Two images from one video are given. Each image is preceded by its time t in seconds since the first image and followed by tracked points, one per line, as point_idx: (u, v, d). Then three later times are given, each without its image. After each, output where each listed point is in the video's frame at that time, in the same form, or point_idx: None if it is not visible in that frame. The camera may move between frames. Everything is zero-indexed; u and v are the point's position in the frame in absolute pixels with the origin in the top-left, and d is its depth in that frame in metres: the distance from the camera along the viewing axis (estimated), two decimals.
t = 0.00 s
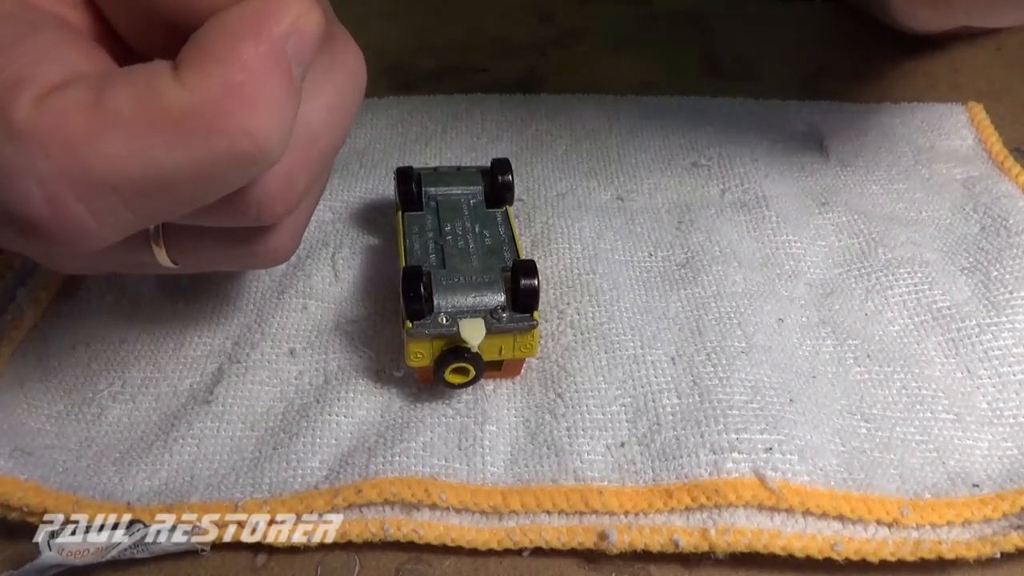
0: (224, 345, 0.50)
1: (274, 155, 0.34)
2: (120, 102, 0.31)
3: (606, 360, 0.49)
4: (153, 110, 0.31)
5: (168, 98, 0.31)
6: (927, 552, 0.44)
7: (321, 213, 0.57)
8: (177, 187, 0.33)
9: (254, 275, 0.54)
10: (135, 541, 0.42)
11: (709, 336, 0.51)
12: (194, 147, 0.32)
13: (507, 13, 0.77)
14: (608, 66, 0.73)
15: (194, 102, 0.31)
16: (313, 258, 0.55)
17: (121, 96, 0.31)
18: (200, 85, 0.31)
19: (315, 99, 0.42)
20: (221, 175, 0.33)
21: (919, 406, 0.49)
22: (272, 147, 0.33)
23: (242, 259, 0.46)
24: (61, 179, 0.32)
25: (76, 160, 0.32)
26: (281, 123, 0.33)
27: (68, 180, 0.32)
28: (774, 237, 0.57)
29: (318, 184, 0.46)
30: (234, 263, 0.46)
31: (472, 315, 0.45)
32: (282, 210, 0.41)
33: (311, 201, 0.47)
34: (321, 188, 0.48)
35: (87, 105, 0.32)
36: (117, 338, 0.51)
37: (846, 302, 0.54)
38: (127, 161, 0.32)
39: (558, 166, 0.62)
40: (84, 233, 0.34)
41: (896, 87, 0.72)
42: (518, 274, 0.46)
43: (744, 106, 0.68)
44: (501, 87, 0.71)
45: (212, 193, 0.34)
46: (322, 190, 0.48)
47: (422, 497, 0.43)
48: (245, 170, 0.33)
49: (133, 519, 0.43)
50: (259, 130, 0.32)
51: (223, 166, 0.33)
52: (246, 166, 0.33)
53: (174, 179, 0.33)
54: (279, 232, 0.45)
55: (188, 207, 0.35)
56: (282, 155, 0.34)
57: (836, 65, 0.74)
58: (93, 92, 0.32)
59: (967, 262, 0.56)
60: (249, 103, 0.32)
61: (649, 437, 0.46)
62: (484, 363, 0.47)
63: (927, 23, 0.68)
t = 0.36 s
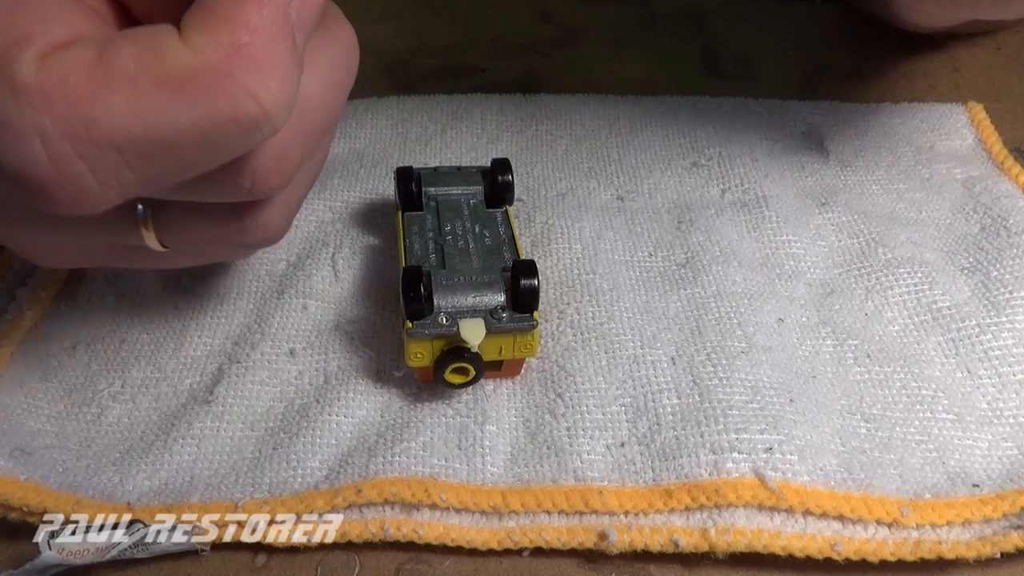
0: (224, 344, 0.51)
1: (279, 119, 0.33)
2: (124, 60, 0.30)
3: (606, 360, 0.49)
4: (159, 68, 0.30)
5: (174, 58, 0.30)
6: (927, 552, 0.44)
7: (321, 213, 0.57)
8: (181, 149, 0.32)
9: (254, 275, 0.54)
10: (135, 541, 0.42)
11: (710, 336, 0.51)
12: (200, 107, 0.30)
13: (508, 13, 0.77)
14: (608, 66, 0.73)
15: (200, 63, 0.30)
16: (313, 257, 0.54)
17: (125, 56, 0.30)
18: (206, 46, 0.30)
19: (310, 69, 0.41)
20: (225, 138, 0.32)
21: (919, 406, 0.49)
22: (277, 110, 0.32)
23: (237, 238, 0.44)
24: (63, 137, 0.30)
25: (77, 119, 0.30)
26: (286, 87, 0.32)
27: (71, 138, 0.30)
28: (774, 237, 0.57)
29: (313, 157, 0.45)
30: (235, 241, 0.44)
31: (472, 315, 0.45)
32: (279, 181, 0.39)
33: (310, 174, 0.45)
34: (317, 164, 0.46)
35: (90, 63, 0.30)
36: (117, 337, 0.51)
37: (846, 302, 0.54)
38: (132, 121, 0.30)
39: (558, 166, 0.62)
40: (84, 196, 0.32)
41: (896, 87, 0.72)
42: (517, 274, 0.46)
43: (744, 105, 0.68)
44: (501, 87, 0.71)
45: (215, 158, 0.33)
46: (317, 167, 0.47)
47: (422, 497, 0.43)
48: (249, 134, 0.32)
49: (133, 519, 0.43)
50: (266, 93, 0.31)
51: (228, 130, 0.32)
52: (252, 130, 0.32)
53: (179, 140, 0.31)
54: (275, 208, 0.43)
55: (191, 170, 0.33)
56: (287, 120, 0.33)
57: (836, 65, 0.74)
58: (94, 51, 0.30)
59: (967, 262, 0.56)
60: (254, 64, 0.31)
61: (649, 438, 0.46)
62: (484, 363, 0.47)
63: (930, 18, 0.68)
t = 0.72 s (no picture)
0: (224, 345, 0.51)
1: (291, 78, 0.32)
2: None
3: (606, 360, 0.49)
4: None
5: None
6: (927, 552, 0.44)
7: (321, 213, 0.57)
8: (191, 74, 0.30)
9: (254, 275, 0.54)
10: (136, 541, 0.42)
11: (709, 336, 0.51)
12: (231, 30, 0.30)
13: (508, 13, 0.77)
14: (608, 66, 0.73)
15: None
16: (313, 257, 0.54)
17: None
18: None
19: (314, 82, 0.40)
20: (232, 78, 0.31)
21: (919, 406, 0.49)
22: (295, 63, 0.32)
23: (169, 240, 0.41)
24: (83, 23, 0.27)
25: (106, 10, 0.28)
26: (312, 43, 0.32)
27: (93, 25, 0.28)
28: (774, 237, 0.57)
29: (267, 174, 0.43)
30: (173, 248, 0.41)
31: (472, 315, 0.45)
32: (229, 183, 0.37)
33: (261, 197, 0.43)
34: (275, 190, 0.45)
35: None
36: (117, 338, 0.51)
37: (846, 302, 0.54)
38: (155, 29, 0.29)
39: (558, 166, 0.62)
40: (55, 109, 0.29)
41: (896, 87, 0.72)
42: (517, 274, 0.46)
43: (744, 105, 0.68)
44: (500, 87, 0.71)
45: (207, 101, 0.31)
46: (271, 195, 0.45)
47: (422, 497, 0.43)
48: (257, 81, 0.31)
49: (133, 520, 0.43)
50: (292, 39, 0.31)
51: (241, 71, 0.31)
52: (264, 78, 0.31)
53: (194, 64, 0.30)
54: (218, 216, 0.41)
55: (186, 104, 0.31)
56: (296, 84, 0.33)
57: (836, 65, 0.74)
58: None
59: (968, 262, 0.56)
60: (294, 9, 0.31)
61: (649, 438, 0.46)
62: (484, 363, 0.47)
63: (930, 16, 0.68)
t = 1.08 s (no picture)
0: (224, 344, 0.51)
1: (327, 95, 0.34)
2: None
3: (606, 360, 0.49)
4: None
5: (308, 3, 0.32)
6: (927, 552, 0.44)
7: (321, 213, 0.57)
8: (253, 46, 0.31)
9: (254, 275, 0.54)
10: (135, 540, 0.42)
11: (709, 336, 0.51)
12: (301, 27, 0.32)
13: (508, 13, 0.77)
14: (608, 66, 0.73)
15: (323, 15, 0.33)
16: (313, 257, 0.54)
17: None
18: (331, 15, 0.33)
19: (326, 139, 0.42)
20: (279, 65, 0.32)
21: (918, 406, 0.49)
22: (335, 79, 0.34)
23: (113, 218, 0.38)
24: None
25: None
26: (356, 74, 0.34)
27: None
28: (774, 237, 0.57)
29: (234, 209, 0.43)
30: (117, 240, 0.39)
31: (472, 315, 0.45)
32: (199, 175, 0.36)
33: (218, 231, 0.43)
34: (238, 236, 0.45)
35: None
36: (117, 337, 0.51)
37: (845, 302, 0.54)
38: None
39: (558, 166, 0.62)
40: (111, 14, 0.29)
41: (896, 87, 0.72)
42: (517, 273, 0.46)
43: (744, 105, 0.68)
44: (501, 87, 0.71)
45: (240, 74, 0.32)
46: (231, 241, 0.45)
47: (422, 497, 0.43)
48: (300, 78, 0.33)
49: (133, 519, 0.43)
50: (336, 68, 0.34)
51: (285, 63, 0.32)
52: (304, 85, 0.33)
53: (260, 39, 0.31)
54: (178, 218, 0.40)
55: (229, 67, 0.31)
56: (328, 104, 0.35)
57: (836, 65, 0.74)
58: None
59: (967, 262, 0.56)
60: (353, 39, 0.34)
61: (649, 438, 0.46)
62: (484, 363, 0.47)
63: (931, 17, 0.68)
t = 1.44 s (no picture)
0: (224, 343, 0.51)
1: (231, 62, 0.32)
2: None
3: (606, 361, 0.49)
4: None
5: None
6: (927, 552, 0.44)
7: (321, 212, 0.58)
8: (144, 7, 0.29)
9: (254, 275, 0.54)
10: (135, 540, 0.42)
11: (709, 336, 0.51)
12: None
13: (507, 13, 0.77)
14: (608, 66, 0.73)
15: None
16: (313, 257, 0.54)
17: None
18: None
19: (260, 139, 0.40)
20: (171, 30, 0.30)
21: (918, 406, 0.49)
22: (239, 45, 0.32)
23: (42, 221, 0.37)
24: None
25: None
26: (268, 40, 0.33)
27: None
28: (774, 237, 0.57)
29: (174, 207, 0.41)
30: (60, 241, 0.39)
31: (472, 315, 0.45)
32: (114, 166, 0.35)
33: (156, 235, 0.41)
34: (178, 246, 0.44)
35: None
36: (117, 338, 0.51)
37: (846, 302, 0.54)
38: None
39: (558, 166, 0.62)
40: None
41: (896, 87, 0.72)
42: (517, 273, 0.46)
43: (744, 105, 0.68)
44: (501, 87, 0.71)
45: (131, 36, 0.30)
46: (172, 250, 0.44)
47: (422, 496, 0.43)
48: (197, 44, 0.31)
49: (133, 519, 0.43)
50: (243, 36, 0.32)
51: (182, 27, 0.30)
52: (204, 52, 0.31)
53: None
54: (114, 225, 0.39)
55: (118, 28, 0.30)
56: (235, 75, 0.33)
57: (836, 65, 0.74)
58: None
59: (968, 262, 0.56)
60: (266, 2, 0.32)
61: (648, 438, 0.46)
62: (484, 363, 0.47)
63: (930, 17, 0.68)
